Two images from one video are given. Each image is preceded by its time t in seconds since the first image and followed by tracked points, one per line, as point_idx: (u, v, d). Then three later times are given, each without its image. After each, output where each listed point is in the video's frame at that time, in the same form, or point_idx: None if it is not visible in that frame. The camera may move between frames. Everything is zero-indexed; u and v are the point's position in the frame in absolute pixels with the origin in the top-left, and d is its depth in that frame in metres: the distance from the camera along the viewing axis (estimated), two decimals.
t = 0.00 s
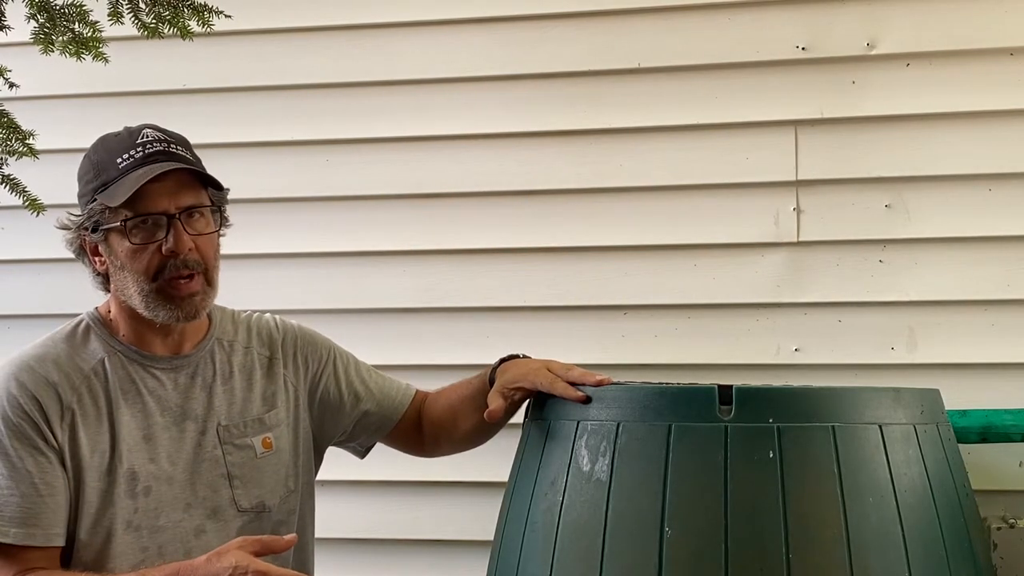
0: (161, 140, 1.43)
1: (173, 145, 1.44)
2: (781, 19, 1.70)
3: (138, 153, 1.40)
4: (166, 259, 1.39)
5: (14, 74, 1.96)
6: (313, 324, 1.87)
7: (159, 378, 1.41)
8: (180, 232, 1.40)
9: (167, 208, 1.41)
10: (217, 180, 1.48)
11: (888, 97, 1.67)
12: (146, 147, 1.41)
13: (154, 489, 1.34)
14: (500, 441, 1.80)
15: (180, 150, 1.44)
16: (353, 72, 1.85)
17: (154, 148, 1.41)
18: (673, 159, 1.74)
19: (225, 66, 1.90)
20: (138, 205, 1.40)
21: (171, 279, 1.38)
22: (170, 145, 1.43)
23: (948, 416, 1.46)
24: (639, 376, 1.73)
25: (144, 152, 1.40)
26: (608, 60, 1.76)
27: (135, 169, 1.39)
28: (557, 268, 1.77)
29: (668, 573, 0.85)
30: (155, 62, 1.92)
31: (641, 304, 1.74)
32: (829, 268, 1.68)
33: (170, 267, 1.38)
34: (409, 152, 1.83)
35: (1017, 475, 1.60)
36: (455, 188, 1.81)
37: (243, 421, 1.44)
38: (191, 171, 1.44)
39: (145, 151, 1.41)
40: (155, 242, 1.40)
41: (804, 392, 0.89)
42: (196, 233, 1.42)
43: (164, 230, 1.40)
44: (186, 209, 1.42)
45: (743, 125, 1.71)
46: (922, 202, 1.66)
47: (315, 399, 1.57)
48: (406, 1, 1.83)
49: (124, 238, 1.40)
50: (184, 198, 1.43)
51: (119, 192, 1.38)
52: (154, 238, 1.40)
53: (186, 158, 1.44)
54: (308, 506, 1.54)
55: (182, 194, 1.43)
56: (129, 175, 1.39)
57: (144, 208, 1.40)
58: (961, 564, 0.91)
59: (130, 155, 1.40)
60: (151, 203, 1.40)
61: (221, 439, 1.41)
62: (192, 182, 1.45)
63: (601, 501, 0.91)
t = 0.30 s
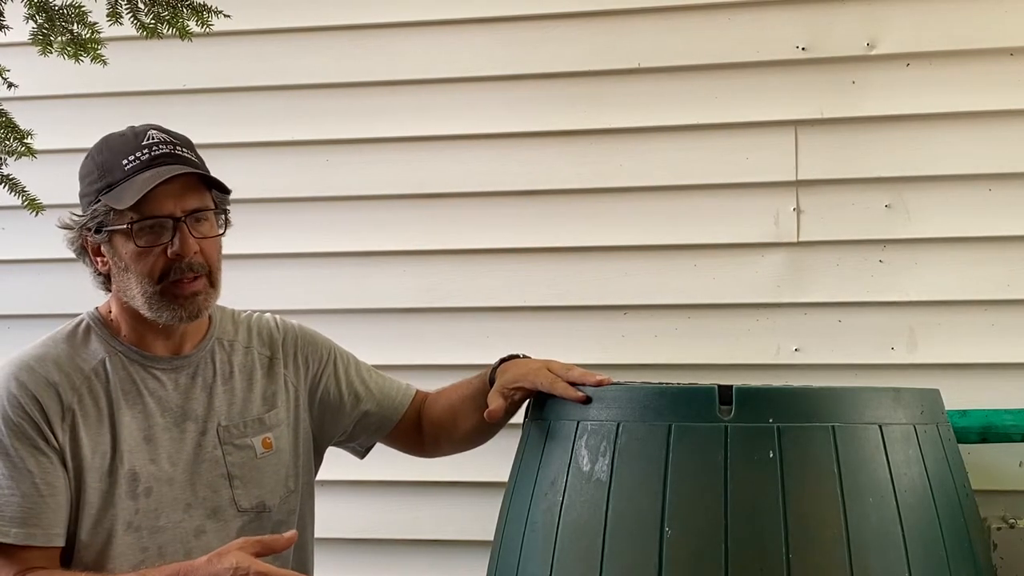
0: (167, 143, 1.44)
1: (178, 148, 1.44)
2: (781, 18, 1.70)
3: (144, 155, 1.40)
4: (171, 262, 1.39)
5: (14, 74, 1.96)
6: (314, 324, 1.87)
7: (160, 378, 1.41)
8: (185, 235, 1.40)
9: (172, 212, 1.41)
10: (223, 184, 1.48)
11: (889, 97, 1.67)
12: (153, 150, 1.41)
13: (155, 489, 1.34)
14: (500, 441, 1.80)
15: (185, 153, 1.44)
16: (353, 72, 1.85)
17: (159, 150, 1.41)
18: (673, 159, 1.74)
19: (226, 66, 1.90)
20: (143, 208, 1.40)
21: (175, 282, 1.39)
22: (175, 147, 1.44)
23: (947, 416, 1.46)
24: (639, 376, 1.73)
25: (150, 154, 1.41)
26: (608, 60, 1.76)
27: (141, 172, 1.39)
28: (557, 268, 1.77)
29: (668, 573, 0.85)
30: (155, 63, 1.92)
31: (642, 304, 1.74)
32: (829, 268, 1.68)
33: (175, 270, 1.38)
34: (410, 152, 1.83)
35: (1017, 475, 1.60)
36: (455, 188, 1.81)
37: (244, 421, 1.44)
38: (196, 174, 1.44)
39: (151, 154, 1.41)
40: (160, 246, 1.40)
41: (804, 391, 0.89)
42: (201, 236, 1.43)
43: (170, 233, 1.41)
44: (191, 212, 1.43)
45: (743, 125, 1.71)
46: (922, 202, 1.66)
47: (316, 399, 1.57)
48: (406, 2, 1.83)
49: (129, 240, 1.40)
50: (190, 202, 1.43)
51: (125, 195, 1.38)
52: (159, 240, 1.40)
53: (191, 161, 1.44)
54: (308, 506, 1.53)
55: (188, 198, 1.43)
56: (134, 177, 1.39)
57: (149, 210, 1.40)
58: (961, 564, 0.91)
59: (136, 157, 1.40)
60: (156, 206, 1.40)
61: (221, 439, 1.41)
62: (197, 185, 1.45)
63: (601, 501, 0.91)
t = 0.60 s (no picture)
0: (172, 145, 1.44)
1: (183, 150, 1.44)
2: (781, 18, 1.70)
3: (149, 158, 1.40)
4: (175, 264, 1.39)
5: (14, 75, 1.96)
6: (314, 324, 1.87)
7: (162, 376, 1.41)
8: (190, 238, 1.40)
9: (177, 214, 1.41)
10: (227, 188, 1.49)
11: (888, 97, 1.67)
12: (157, 153, 1.41)
13: (157, 486, 1.34)
14: (500, 441, 1.80)
15: (189, 156, 1.45)
16: (353, 72, 1.85)
17: (164, 153, 1.42)
18: (673, 159, 1.74)
19: (225, 66, 1.90)
20: (148, 210, 1.40)
21: (179, 284, 1.38)
22: (180, 150, 1.44)
23: (947, 416, 1.46)
24: (639, 376, 1.73)
25: (155, 157, 1.41)
26: (608, 60, 1.76)
27: (146, 175, 1.39)
28: (557, 268, 1.77)
29: (668, 573, 0.85)
30: (155, 63, 1.92)
31: (641, 304, 1.74)
32: (829, 268, 1.68)
33: (179, 272, 1.38)
34: (410, 152, 1.83)
35: (1017, 475, 1.60)
36: (455, 188, 1.81)
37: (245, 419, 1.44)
38: (201, 178, 1.44)
39: (156, 157, 1.41)
40: (164, 249, 1.40)
41: (804, 391, 0.89)
42: (205, 239, 1.43)
43: (174, 236, 1.41)
44: (195, 215, 1.43)
45: (743, 125, 1.71)
46: (922, 202, 1.66)
47: (316, 399, 1.57)
48: (406, 2, 1.83)
49: (132, 243, 1.40)
50: (194, 205, 1.43)
51: (130, 199, 1.38)
52: (163, 243, 1.40)
53: (196, 164, 1.44)
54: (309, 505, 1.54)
55: (192, 201, 1.43)
56: (140, 180, 1.39)
57: (154, 213, 1.40)
58: (961, 564, 0.91)
59: (141, 160, 1.40)
60: (160, 208, 1.40)
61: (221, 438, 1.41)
62: (201, 189, 1.45)
63: (601, 500, 0.91)
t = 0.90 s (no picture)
0: (175, 146, 1.44)
1: (186, 151, 1.44)
2: (781, 18, 1.70)
3: (152, 158, 1.40)
4: (178, 266, 1.39)
5: (13, 75, 1.96)
6: (314, 324, 1.87)
7: (163, 377, 1.41)
8: (193, 240, 1.40)
9: (181, 215, 1.41)
10: (230, 189, 1.49)
11: (888, 97, 1.67)
12: (161, 154, 1.41)
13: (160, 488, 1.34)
14: (500, 441, 1.80)
15: (193, 156, 1.45)
16: (353, 72, 1.85)
17: (168, 154, 1.42)
18: (673, 159, 1.74)
19: (225, 66, 1.90)
20: (152, 211, 1.40)
21: (182, 285, 1.38)
22: (183, 150, 1.44)
23: (948, 416, 1.46)
24: (639, 376, 1.73)
25: (159, 157, 1.41)
26: (608, 60, 1.76)
27: (150, 176, 1.39)
28: (557, 268, 1.77)
29: (668, 573, 0.85)
30: (155, 63, 1.92)
31: (641, 304, 1.74)
32: (829, 268, 1.68)
33: (182, 274, 1.38)
34: (410, 152, 1.83)
35: (1017, 475, 1.60)
36: (455, 188, 1.81)
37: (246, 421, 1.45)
38: (205, 179, 1.45)
39: (159, 157, 1.41)
40: (167, 249, 1.40)
41: (804, 392, 0.89)
42: (208, 240, 1.43)
43: (178, 237, 1.41)
44: (199, 216, 1.43)
45: (743, 125, 1.71)
46: (922, 202, 1.66)
47: (316, 400, 1.57)
48: (406, 2, 1.83)
49: (136, 244, 1.40)
50: (197, 205, 1.43)
51: (133, 199, 1.38)
52: (167, 244, 1.40)
53: (200, 165, 1.45)
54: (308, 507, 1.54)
55: (195, 201, 1.43)
56: (143, 181, 1.39)
57: (157, 214, 1.40)
58: (961, 564, 0.91)
59: (144, 161, 1.40)
60: (164, 209, 1.40)
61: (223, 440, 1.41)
62: (204, 190, 1.45)
63: (601, 500, 0.91)
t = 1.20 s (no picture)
0: (176, 145, 1.44)
1: (187, 151, 1.44)
2: (781, 18, 1.70)
3: (153, 158, 1.40)
4: (179, 266, 1.39)
5: (14, 75, 1.96)
6: (314, 324, 1.87)
7: (165, 380, 1.41)
8: (194, 240, 1.40)
9: (182, 215, 1.41)
10: (232, 189, 1.49)
11: (888, 97, 1.67)
12: (163, 153, 1.41)
13: (164, 492, 1.34)
14: (500, 441, 1.80)
15: (194, 156, 1.45)
16: (353, 72, 1.85)
17: (169, 153, 1.41)
18: (673, 159, 1.74)
19: (225, 66, 1.90)
20: (153, 211, 1.40)
21: (182, 285, 1.38)
22: (184, 150, 1.44)
23: (948, 416, 1.46)
24: (639, 376, 1.73)
25: (160, 157, 1.41)
26: (608, 60, 1.76)
27: (151, 175, 1.39)
28: (557, 267, 1.77)
29: (669, 573, 0.85)
30: (155, 63, 1.92)
31: (642, 304, 1.74)
32: (829, 268, 1.68)
33: (183, 274, 1.38)
34: (410, 152, 1.83)
35: (1017, 475, 1.60)
36: (455, 188, 1.81)
37: (247, 423, 1.44)
38: (206, 179, 1.45)
39: (160, 157, 1.41)
40: (168, 250, 1.40)
41: (803, 391, 0.89)
42: (209, 240, 1.43)
43: (179, 237, 1.41)
44: (200, 216, 1.43)
45: (743, 125, 1.71)
46: (922, 202, 1.66)
47: (316, 401, 1.57)
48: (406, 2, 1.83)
49: (137, 244, 1.40)
50: (198, 205, 1.43)
51: (135, 199, 1.38)
52: (168, 244, 1.40)
53: (201, 164, 1.45)
54: (310, 508, 1.54)
55: (196, 201, 1.43)
56: (144, 180, 1.39)
57: (159, 214, 1.40)
58: (961, 563, 0.91)
59: (145, 160, 1.40)
60: (165, 209, 1.40)
61: (224, 442, 1.41)
62: (205, 189, 1.45)
63: (602, 501, 0.91)
